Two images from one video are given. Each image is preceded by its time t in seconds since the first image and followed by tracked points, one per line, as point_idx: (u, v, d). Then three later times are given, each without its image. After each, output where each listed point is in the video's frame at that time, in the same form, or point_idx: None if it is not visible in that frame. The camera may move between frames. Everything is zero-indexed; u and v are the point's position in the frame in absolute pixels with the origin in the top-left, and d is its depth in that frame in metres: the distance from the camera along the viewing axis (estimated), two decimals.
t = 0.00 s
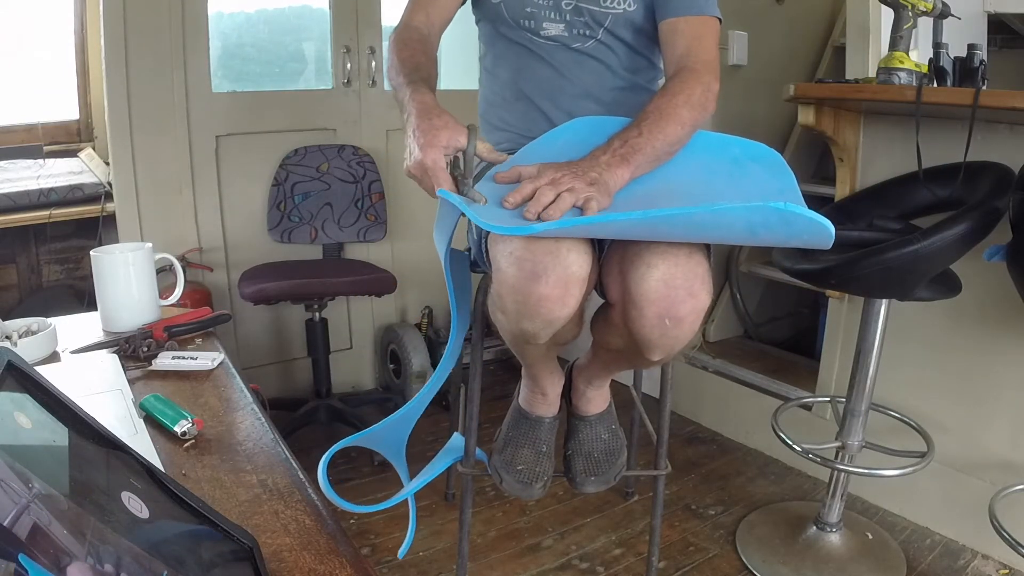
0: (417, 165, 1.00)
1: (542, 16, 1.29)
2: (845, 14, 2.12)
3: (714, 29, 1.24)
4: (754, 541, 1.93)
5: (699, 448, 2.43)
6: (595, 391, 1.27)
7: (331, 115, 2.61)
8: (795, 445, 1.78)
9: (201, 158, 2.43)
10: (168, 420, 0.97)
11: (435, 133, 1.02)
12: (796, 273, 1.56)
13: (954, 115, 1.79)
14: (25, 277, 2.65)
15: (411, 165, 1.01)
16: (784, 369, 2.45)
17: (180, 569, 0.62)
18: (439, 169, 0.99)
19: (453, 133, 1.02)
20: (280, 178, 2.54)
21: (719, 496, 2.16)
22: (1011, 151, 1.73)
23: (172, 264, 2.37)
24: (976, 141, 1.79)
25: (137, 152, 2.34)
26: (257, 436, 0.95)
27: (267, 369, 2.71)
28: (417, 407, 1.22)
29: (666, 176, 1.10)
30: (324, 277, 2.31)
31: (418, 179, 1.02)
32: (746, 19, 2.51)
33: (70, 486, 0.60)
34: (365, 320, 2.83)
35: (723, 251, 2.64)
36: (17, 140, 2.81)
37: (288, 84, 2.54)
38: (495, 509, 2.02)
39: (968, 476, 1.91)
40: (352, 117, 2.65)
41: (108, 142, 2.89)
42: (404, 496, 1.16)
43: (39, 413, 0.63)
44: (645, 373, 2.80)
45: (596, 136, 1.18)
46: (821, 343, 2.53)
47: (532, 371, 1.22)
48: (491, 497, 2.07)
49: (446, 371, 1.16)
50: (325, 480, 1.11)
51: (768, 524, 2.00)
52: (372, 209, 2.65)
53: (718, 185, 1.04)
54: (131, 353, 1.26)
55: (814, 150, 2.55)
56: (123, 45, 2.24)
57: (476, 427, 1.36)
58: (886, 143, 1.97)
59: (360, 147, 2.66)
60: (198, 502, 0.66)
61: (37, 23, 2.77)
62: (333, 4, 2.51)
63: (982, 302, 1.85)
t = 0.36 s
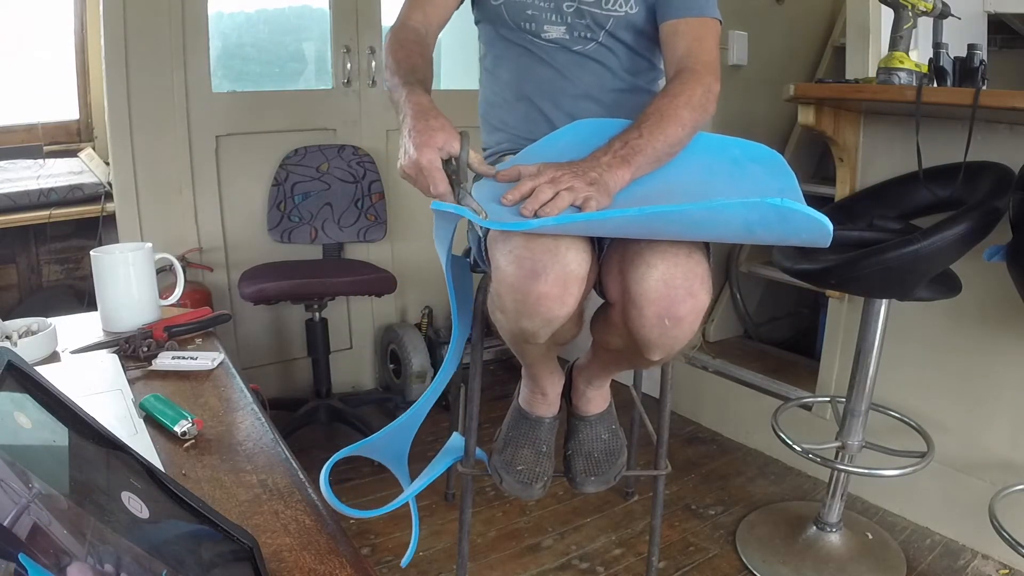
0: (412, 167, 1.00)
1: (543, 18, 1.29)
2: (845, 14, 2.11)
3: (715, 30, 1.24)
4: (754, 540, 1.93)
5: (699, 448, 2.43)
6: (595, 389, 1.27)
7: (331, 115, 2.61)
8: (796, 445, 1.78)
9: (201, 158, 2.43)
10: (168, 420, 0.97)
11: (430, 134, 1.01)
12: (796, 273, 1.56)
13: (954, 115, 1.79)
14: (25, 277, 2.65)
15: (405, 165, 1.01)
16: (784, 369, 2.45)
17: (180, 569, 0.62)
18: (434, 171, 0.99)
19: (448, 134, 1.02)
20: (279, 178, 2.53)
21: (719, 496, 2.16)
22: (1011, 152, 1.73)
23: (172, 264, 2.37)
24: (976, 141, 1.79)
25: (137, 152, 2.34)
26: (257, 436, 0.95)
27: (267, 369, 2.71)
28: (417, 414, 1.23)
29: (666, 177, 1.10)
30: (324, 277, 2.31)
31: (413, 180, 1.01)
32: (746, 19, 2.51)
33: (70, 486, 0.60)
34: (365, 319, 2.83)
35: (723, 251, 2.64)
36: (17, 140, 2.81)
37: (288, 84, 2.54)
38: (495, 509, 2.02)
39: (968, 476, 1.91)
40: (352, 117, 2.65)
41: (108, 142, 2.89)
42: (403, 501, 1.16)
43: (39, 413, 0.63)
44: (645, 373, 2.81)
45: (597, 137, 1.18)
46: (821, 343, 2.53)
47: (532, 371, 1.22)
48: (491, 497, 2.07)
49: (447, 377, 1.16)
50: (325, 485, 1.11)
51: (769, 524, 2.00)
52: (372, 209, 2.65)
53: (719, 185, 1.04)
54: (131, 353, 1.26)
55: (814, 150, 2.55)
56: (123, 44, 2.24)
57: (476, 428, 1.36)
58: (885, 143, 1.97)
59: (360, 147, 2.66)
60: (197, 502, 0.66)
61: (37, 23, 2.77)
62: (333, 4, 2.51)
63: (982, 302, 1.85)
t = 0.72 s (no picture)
0: (408, 170, 1.00)
1: (544, 20, 1.29)
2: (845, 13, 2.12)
3: (715, 30, 1.24)
4: (754, 540, 1.93)
5: (699, 448, 2.43)
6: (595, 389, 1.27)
7: (331, 115, 2.61)
8: (795, 445, 1.78)
9: (201, 158, 2.43)
10: (168, 420, 0.97)
11: (431, 134, 1.01)
12: (796, 273, 1.56)
13: (954, 116, 1.79)
14: (25, 278, 2.65)
15: (400, 166, 1.00)
16: (784, 369, 2.45)
17: (180, 569, 0.62)
18: (432, 175, 0.98)
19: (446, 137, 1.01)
20: (280, 178, 2.53)
21: (719, 496, 2.16)
22: (1011, 152, 1.73)
23: (172, 264, 2.37)
24: (976, 141, 1.79)
25: (137, 152, 2.34)
26: (257, 437, 0.95)
27: (267, 369, 2.71)
28: (412, 420, 1.22)
29: (666, 177, 1.11)
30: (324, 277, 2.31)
31: (408, 183, 1.01)
32: (746, 19, 2.51)
33: (69, 486, 0.60)
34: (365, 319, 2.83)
35: (723, 250, 2.64)
36: (17, 140, 2.81)
37: (288, 84, 2.53)
38: (495, 509, 2.02)
39: (968, 476, 1.91)
40: (352, 117, 2.65)
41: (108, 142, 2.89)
42: (400, 506, 1.15)
43: (39, 413, 0.63)
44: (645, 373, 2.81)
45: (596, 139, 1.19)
46: (821, 343, 2.52)
47: (532, 371, 1.22)
48: (491, 497, 2.07)
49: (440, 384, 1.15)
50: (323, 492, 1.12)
51: (769, 524, 2.00)
52: (372, 209, 2.65)
53: (719, 186, 1.04)
54: (131, 353, 1.26)
55: (814, 150, 2.55)
56: (123, 44, 2.24)
57: (476, 428, 1.36)
58: (885, 143, 1.97)
59: (360, 147, 2.66)
60: (197, 501, 0.65)
61: (37, 23, 2.77)
62: (333, 4, 2.51)
63: (983, 303, 1.85)
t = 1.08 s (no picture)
0: (406, 172, 0.99)
1: (543, 21, 1.29)
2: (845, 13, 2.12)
3: (715, 31, 1.24)
4: (754, 540, 1.93)
5: (699, 448, 2.43)
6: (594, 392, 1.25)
7: (331, 115, 2.61)
8: (796, 446, 1.77)
9: (201, 158, 2.43)
10: (168, 420, 0.97)
11: (431, 135, 1.01)
12: (796, 273, 1.56)
13: (954, 115, 1.79)
14: (25, 278, 2.65)
15: (399, 169, 1.00)
16: (783, 369, 2.45)
17: (180, 569, 0.62)
18: (432, 178, 0.98)
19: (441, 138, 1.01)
20: (280, 177, 2.53)
21: (719, 496, 2.16)
22: (1011, 152, 1.73)
23: (172, 264, 2.37)
24: (976, 141, 1.79)
25: (137, 153, 2.34)
26: (257, 436, 0.95)
27: (267, 369, 2.71)
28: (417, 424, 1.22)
29: (667, 176, 1.11)
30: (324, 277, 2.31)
31: (407, 185, 1.00)
32: (746, 19, 2.51)
33: (69, 486, 0.60)
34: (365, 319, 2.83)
35: (723, 250, 2.64)
36: (17, 140, 2.81)
37: (288, 84, 2.53)
38: (495, 509, 2.02)
39: (968, 476, 1.91)
40: (352, 117, 2.65)
41: (108, 142, 2.89)
42: (402, 512, 1.14)
43: (40, 413, 0.63)
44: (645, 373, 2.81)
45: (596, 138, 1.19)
46: (821, 343, 2.52)
47: (532, 371, 1.22)
48: (491, 497, 2.07)
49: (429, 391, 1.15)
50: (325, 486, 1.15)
51: (769, 524, 2.00)
52: (372, 209, 2.65)
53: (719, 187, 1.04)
54: (131, 353, 1.26)
55: (814, 150, 2.55)
56: (123, 44, 2.24)
57: (476, 428, 1.36)
58: (886, 144, 1.97)
59: (360, 147, 2.66)
60: (197, 501, 0.65)
61: (37, 23, 2.77)
62: (333, 4, 2.51)
63: (983, 303, 1.85)
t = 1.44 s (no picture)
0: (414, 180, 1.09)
1: (544, 20, 1.30)
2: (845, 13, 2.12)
3: (715, 33, 1.24)
4: (755, 540, 1.93)
5: (699, 448, 2.43)
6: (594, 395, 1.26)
7: (331, 115, 2.61)
8: (795, 445, 1.77)
9: (201, 158, 2.43)
10: (168, 420, 0.97)
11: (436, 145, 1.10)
12: (796, 273, 1.57)
13: (954, 115, 1.79)
14: (25, 277, 2.65)
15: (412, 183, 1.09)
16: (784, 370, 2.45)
17: (180, 570, 0.61)
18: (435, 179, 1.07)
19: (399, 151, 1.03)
20: (280, 177, 2.53)
21: (719, 496, 2.16)
22: (1011, 152, 1.73)
23: (172, 264, 2.37)
24: (976, 141, 1.79)
25: (137, 153, 2.34)
26: (257, 436, 0.95)
27: (267, 369, 2.71)
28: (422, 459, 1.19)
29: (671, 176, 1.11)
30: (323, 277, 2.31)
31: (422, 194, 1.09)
32: (746, 19, 2.51)
33: (69, 486, 0.60)
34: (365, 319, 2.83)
35: (723, 250, 2.64)
36: (17, 140, 2.81)
37: (288, 83, 2.53)
38: (495, 509, 2.02)
39: (968, 476, 1.91)
40: (352, 117, 2.65)
41: (108, 142, 2.89)
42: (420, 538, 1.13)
43: (40, 413, 0.63)
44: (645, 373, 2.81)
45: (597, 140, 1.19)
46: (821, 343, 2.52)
47: (532, 371, 1.22)
48: (492, 497, 2.07)
49: (454, 435, 1.18)
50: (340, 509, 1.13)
51: (769, 524, 2.00)
52: (372, 209, 2.65)
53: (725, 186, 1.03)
54: (131, 353, 1.26)
55: (814, 150, 2.55)
56: (122, 44, 2.24)
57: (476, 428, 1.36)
58: (887, 144, 1.97)
59: (360, 148, 2.66)
60: (198, 500, 0.63)
61: (37, 23, 2.77)
62: (332, 4, 2.51)
63: (983, 303, 1.85)
